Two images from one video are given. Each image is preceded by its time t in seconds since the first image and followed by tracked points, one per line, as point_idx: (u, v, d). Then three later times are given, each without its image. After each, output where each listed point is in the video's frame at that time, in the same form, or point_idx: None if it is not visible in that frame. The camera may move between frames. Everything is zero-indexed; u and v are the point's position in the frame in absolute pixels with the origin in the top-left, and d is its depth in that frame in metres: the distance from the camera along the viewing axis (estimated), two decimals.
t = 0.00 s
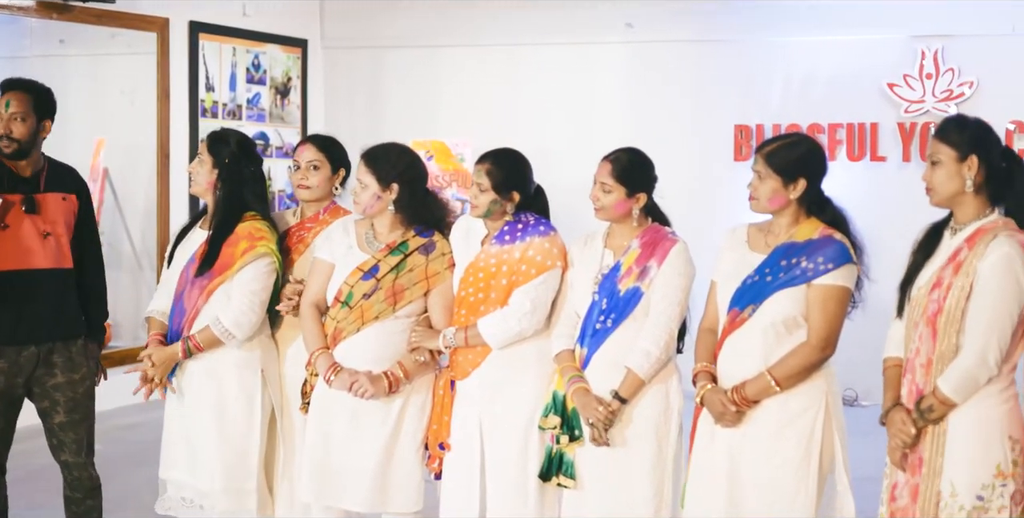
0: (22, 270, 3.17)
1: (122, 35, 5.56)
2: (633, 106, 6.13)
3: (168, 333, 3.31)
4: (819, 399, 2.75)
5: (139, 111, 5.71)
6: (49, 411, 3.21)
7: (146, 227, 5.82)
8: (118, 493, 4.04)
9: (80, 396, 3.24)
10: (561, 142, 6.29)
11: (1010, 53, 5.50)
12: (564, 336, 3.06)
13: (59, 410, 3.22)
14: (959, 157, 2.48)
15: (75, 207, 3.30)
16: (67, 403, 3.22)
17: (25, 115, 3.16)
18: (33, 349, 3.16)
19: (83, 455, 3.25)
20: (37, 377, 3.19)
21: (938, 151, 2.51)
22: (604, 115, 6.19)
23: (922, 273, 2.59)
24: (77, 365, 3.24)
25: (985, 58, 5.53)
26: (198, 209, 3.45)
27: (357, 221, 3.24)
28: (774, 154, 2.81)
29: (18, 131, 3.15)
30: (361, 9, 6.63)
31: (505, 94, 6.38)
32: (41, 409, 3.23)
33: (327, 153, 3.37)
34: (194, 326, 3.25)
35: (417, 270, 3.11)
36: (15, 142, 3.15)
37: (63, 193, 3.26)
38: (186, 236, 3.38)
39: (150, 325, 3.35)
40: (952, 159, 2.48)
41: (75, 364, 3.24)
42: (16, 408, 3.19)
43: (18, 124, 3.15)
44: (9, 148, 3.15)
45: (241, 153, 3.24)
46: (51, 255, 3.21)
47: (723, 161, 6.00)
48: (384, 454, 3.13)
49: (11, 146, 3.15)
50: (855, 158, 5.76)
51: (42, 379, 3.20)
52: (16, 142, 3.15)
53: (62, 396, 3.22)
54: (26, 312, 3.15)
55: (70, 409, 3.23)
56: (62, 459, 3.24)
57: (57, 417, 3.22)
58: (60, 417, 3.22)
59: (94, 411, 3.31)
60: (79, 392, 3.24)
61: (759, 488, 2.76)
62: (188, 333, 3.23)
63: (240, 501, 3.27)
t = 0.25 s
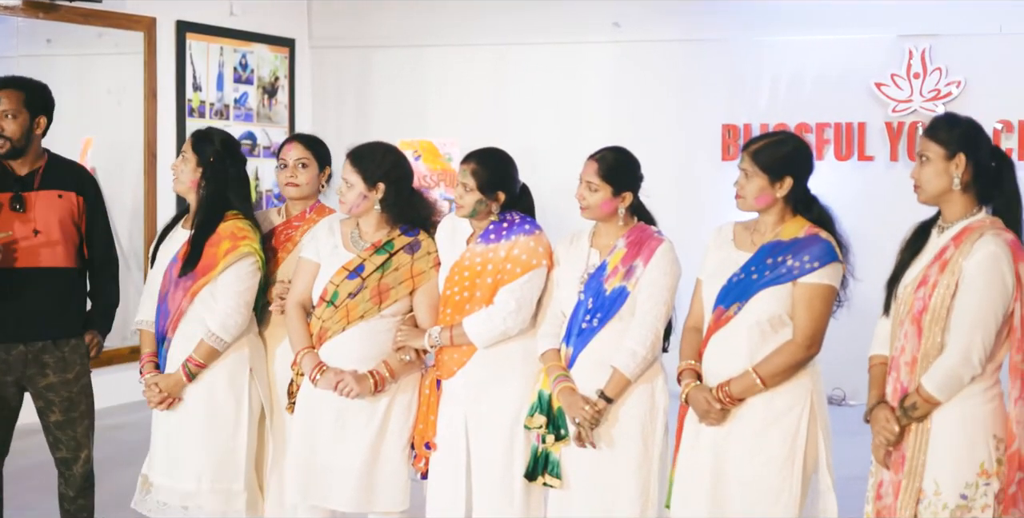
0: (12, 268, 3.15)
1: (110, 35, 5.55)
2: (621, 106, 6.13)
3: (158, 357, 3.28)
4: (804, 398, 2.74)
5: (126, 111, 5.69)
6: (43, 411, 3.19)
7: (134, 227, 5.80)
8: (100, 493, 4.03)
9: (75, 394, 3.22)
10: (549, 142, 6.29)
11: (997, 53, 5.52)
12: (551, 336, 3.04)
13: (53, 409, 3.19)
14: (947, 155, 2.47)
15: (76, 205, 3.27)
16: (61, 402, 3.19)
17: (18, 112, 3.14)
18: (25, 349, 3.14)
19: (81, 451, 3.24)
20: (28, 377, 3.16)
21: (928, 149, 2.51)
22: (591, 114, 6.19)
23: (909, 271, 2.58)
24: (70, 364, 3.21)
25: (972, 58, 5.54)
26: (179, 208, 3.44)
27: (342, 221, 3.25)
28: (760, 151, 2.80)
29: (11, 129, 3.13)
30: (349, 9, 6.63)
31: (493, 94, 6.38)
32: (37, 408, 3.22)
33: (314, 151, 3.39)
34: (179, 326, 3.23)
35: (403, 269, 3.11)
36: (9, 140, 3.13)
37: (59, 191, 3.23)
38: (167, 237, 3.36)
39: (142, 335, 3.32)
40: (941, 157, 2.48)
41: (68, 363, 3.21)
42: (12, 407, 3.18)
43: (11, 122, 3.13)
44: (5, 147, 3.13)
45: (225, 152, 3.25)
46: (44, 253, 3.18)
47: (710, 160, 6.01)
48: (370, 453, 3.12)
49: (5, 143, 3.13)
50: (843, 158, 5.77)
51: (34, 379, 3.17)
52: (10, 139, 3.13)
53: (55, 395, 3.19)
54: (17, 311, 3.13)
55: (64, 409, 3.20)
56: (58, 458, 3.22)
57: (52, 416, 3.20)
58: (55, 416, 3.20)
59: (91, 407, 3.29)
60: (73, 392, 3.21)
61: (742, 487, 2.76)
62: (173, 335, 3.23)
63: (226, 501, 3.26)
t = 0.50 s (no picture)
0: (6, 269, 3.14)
1: (105, 35, 5.54)
2: (618, 106, 6.12)
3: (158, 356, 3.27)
4: (801, 398, 2.74)
5: (122, 111, 5.68)
6: (37, 412, 3.19)
7: (130, 227, 5.78)
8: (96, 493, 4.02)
9: (61, 400, 3.19)
10: (545, 142, 6.28)
11: (993, 52, 5.52)
12: (547, 336, 3.04)
13: (45, 411, 3.18)
14: (946, 155, 2.47)
15: (75, 208, 3.23)
16: (53, 405, 3.18)
17: (19, 113, 3.12)
18: (18, 349, 3.13)
19: (66, 457, 3.22)
20: (23, 377, 3.16)
21: (927, 148, 2.50)
22: (588, 114, 6.18)
23: (908, 271, 2.58)
24: (64, 367, 3.19)
25: (969, 57, 5.55)
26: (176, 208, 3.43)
27: (338, 221, 3.24)
28: (756, 151, 2.79)
29: (12, 131, 3.12)
30: (345, 9, 6.62)
31: (489, 94, 6.37)
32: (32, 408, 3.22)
33: (309, 150, 3.39)
34: (176, 327, 3.23)
35: (400, 268, 3.11)
36: (8, 141, 3.12)
37: (58, 193, 3.20)
38: (161, 237, 3.35)
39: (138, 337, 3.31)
40: (940, 157, 2.47)
41: (61, 366, 3.19)
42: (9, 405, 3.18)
43: (11, 123, 3.11)
44: (6, 148, 3.12)
45: (217, 151, 3.24)
46: (37, 255, 3.16)
47: (708, 160, 6.01)
48: (367, 453, 3.11)
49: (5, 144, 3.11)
50: (839, 158, 5.76)
51: (27, 379, 3.16)
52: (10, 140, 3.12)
53: (48, 397, 3.18)
54: (11, 311, 3.13)
55: (56, 411, 3.18)
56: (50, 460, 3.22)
57: (44, 418, 3.19)
58: (47, 418, 3.19)
59: (81, 413, 3.25)
60: (65, 395, 3.19)
61: (738, 487, 2.75)
62: (172, 335, 3.23)
63: (225, 502, 3.26)
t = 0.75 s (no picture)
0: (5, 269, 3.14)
1: (104, 35, 5.53)
2: (618, 105, 6.12)
3: (152, 353, 3.26)
4: (801, 397, 2.73)
5: (121, 110, 5.67)
6: (36, 412, 3.18)
7: (129, 227, 5.78)
8: (94, 494, 4.01)
9: (63, 400, 3.19)
10: (545, 142, 6.28)
11: (994, 52, 5.52)
12: (546, 336, 3.03)
13: (44, 412, 3.18)
14: (946, 154, 2.46)
15: (72, 208, 3.22)
16: (52, 405, 3.18)
17: (25, 115, 3.12)
18: (17, 350, 3.13)
19: (66, 458, 3.21)
20: (22, 378, 3.15)
21: (926, 148, 2.49)
22: (588, 113, 6.18)
23: (908, 270, 2.57)
24: (63, 368, 3.18)
25: (969, 57, 5.54)
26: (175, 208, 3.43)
27: (337, 221, 3.24)
28: (758, 151, 2.78)
29: (18, 133, 3.12)
30: (344, 8, 6.61)
31: (489, 93, 6.36)
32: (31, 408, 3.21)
33: (309, 149, 3.39)
34: (170, 325, 3.22)
35: (399, 268, 3.11)
36: (14, 143, 3.12)
37: (57, 193, 3.20)
38: (159, 237, 3.35)
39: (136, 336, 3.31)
40: (939, 156, 2.47)
41: (60, 367, 3.18)
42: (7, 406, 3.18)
43: (17, 125, 3.11)
44: (11, 150, 3.12)
45: (215, 151, 3.22)
46: (35, 256, 3.15)
47: (708, 159, 6.01)
48: (367, 454, 3.10)
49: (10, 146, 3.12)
50: (840, 157, 5.76)
51: (26, 379, 3.16)
52: (15, 142, 3.12)
53: (47, 398, 3.17)
54: (10, 312, 3.12)
55: (55, 412, 3.18)
56: (49, 460, 3.22)
57: (44, 418, 3.19)
58: (46, 418, 3.18)
59: (81, 413, 3.25)
60: (64, 396, 3.19)
61: (738, 488, 2.75)
62: (165, 334, 3.22)
63: (217, 502, 3.25)
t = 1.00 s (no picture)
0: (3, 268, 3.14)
1: (104, 35, 5.54)
2: (618, 105, 6.12)
3: (141, 350, 3.26)
4: (798, 396, 2.72)
5: (121, 110, 5.68)
6: (37, 412, 3.18)
7: (129, 227, 5.79)
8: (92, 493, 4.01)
9: (68, 398, 3.20)
10: (545, 142, 6.28)
11: (994, 51, 5.52)
12: (545, 335, 3.03)
13: (46, 411, 3.18)
14: (942, 152, 2.46)
15: (70, 207, 3.23)
16: (55, 405, 3.18)
17: (17, 115, 3.11)
18: (18, 350, 3.13)
19: (68, 457, 3.21)
20: (22, 378, 3.15)
21: (921, 145, 2.49)
22: (588, 113, 6.18)
23: (904, 268, 2.57)
24: (64, 367, 3.19)
25: (969, 56, 5.54)
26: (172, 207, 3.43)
27: (336, 220, 3.24)
28: (757, 150, 2.78)
29: (9, 132, 3.10)
30: (344, 8, 6.61)
31: (489, 93, 6.37)
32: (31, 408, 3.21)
33: (306, 148, 3.38)
34: (161, 322, 3.22)
35: (398, 268, 3.11)
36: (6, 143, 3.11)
37: (55, 192, 3.20)
38: (155, 235, 3.35)
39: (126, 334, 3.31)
40: (935, 154, 2.47)
41: (62, 366, 3.19)
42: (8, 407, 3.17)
43: (9, 124, 3.10)
44: (3, 149, 3.11)
45: (214, 150, 3.23)
46: (35, 255, 3.15)
47: (708, 159, 6.01)
48: (365, 453, 3.10)
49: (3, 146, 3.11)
50: (840, 157, 5.76)
51: (27, 379, 3.15)
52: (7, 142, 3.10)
53: (48, 398, 3.18)
54: (10, 312, 3.12)
55: (58, 411, 3.19)
56: (52, 460, 3.22)
57: (46, 418, 3.19)
58: (48, 418, 3.19)
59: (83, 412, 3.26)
60: (66, 395, 3.19)
61: (734, 486, 2.75)
62: (155, 331, 3.22)
63: (200, 501, 3.25)
